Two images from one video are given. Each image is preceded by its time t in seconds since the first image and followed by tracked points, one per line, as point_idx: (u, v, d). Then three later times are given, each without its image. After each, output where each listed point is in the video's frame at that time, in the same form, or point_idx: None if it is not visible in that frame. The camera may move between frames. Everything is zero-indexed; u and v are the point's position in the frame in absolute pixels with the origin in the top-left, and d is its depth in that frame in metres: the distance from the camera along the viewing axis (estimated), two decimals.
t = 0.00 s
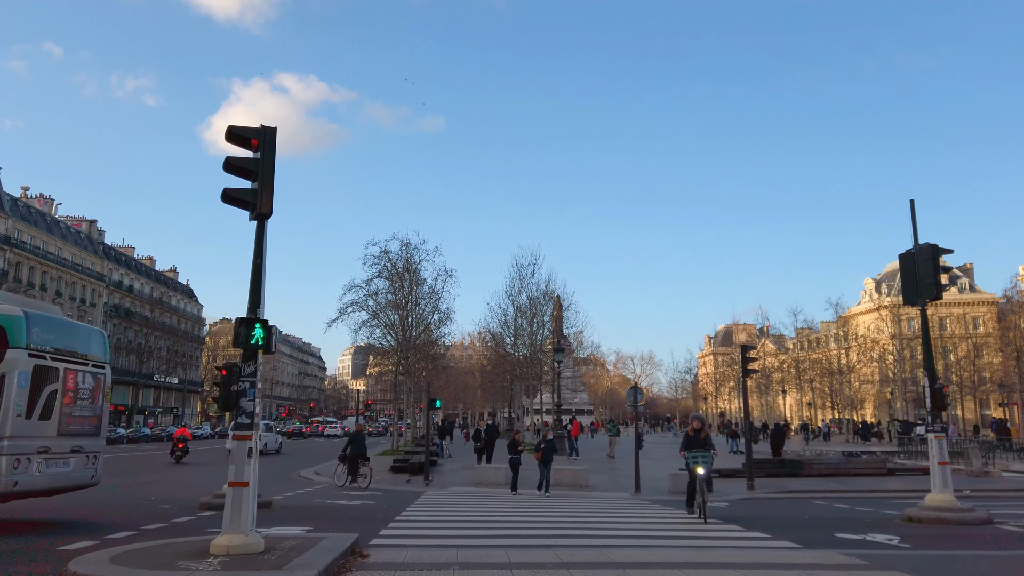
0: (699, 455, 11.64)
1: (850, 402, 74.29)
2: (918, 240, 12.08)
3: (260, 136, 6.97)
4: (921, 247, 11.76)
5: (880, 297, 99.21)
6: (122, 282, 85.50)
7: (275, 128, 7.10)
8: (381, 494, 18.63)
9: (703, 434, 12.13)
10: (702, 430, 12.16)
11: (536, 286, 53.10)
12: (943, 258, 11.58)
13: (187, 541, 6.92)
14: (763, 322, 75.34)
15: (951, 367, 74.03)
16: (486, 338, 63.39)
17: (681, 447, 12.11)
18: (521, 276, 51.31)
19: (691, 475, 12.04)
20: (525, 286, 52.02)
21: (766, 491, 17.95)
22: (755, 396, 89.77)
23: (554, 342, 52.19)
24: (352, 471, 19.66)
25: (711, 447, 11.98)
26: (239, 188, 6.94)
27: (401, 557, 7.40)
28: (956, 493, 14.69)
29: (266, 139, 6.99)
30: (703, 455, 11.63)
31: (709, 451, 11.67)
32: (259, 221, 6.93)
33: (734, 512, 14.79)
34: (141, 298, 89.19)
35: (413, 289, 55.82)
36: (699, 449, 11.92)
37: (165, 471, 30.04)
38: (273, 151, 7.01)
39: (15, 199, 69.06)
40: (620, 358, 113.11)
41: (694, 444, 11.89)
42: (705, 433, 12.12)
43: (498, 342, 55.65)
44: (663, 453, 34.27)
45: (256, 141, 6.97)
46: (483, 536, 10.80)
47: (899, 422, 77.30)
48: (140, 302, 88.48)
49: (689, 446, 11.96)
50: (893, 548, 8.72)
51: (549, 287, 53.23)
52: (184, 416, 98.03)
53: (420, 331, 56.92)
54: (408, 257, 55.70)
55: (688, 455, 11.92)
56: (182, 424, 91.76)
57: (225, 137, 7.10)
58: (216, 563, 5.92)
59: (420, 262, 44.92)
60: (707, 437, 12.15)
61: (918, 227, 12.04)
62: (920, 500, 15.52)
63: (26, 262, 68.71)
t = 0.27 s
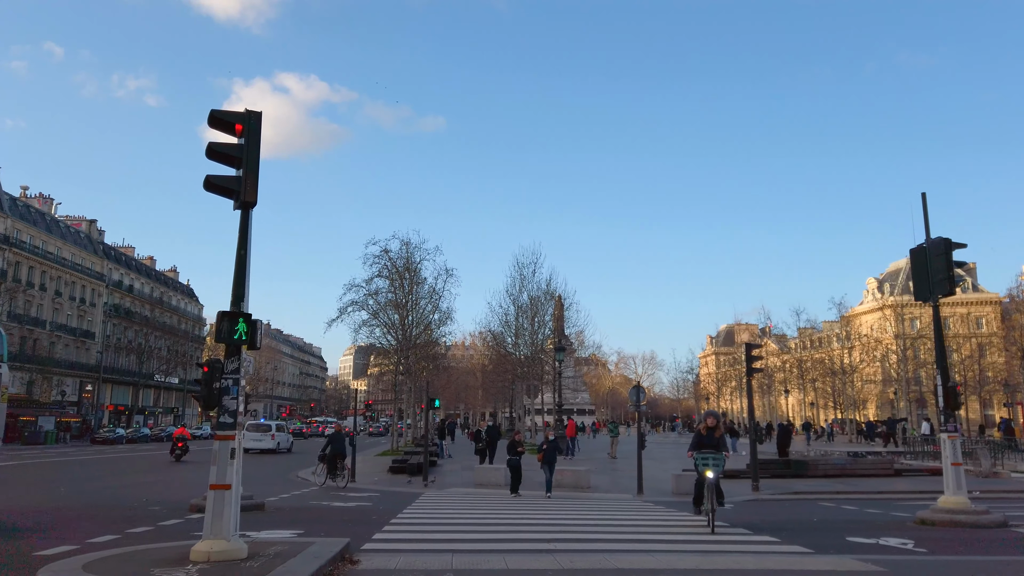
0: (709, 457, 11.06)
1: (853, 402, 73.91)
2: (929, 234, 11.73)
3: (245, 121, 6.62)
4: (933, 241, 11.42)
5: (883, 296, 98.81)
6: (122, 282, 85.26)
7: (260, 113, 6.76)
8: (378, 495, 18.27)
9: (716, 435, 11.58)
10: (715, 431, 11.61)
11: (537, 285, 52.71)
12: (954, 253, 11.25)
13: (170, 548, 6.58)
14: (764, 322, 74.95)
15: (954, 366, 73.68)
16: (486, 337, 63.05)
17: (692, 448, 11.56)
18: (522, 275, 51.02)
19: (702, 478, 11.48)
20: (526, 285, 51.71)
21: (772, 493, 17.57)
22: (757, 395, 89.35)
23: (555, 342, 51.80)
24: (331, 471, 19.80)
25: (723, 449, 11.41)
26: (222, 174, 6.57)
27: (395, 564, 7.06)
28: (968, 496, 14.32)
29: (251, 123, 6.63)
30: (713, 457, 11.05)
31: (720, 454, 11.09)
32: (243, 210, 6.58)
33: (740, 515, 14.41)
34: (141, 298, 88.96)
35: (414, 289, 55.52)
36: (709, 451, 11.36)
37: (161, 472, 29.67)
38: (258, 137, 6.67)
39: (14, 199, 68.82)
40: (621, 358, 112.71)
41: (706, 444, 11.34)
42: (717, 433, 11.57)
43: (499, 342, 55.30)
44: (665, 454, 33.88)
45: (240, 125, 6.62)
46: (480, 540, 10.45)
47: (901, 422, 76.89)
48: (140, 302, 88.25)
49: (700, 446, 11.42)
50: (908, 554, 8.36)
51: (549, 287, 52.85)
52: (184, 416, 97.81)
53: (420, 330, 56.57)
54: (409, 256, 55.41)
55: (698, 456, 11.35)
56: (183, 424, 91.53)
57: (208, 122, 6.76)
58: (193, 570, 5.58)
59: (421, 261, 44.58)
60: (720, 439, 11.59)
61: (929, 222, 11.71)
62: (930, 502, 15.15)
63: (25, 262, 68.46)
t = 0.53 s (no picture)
0: (728, 460, 8.87)
1: (854, 402, 73.60)
2: (941, 228, 11.37)
3: (223, 104, 6.24)
4: (945, 236, 11.02)
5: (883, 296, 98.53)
6: (119, 282, 84.82)
7: (241, 95, 6.38)
8: (374, 497, 17.86)
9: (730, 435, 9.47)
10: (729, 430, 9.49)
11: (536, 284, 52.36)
12: (967, 248, 10.86)
13: (145, 561, 6.20)
14: (764, 321, 74.65)
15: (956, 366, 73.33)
16: (486, 337, 62.73)
17: (701, 448, 9.44)
18: (521, 274, 50.68)
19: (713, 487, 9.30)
20: (526, 284, 51.35)
21: (775, 495, 17.23)
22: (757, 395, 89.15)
23: (555, 342, 51.44)
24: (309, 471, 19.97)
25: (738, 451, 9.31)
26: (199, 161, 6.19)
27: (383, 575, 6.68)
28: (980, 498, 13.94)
29: (230, 107, 6.27)
30: (734, 460, 8.85)
31: (741, 456, 8.91)
32: (222, 199, 6.20)
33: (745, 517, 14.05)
34: (139, 297, 88.52)
35: (413, 289, 55.13)
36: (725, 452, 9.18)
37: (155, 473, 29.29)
38: (237, 121, 6.28)
39: (10, 199, 68.43)
40: (621, 358, 112.40)
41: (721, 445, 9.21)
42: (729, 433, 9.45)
43: (498, 342, 54.98)
44: (666, 454, 33.53)
45: (218, 108, 6.24)
46: (476, 547, 10.07)
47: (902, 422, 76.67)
48: (138, 302, 87.84)
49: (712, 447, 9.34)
50: (926, 562, 7.96)
51: (549, 286, 52.49)
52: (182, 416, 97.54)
53: (419, 329, 56.22)
54: (407, 255, 55.04)
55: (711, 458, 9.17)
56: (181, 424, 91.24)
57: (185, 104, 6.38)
58: None
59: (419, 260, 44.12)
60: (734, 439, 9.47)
61: (941, 216, 11.32)
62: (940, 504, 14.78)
63: (21, 261, 68.07)
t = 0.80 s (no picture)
0: (766, 465, 7.67)
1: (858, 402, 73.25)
2: (957, 222, 10.99)
3: (207, 86, 5.86)
4: (962, 231, 10.65)
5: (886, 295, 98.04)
6: (119, 281, 84.52)
7: (225, 78, 6.02)
8: (373, 499, 17.50)
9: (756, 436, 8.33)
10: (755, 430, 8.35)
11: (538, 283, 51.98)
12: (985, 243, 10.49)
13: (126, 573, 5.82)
14: (767, 320, 74.31)
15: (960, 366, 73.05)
16: (487, 337, 62.38)
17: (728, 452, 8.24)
18: (523, 274, 50.40)
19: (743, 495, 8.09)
20: (527, 283, 51.05)
21: (783, 498, 16.84)
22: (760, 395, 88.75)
23: (557, 341, 51.07)
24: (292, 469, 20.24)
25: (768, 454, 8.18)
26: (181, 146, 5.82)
27: None
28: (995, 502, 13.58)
29: (214, 90, 5.90)
30: (771, 464, 7.66)
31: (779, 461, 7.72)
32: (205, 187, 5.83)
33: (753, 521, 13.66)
34: (139, 297, 88.22)
35: (414, 288, 54.78)
36: (757, 456, 8.00)
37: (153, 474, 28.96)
38: (222, 104, 5.91)
39: (10, 198, 68.12)
40: (623, 358, 112.00)
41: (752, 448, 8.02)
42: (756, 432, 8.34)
43: (499, 341, 54.62)
44: (670, 455, 33.14)
45: (201, 92, 5.88)
46: (476, 555, 9.70)
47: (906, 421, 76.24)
48: (139, 302, 87.54)
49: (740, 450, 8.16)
50: (950, 571, 7.58)
51: (551, 284, 52.11)
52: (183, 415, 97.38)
53: (420, 328, 55.86)
54: (408, 254, 54.72)
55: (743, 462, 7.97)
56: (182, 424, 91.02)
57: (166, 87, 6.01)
58: None
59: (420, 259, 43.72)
60: (759, 440, 8.37)
61: (958, 210, 10.96)
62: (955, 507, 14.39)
63: (20, 261, 67.78)
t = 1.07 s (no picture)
0: (809, 466, 5.96)
1: (862, 402, 72.91)
2: (978, 216, 10.62)
3: (192, 64, 5.52)
4: (983, 224, 10.28)
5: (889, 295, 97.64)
6: (120, 280, 84.20)
7: (210, 56, 5.64)
8: (373, 501, 17.13)
9: (793, 430, 6.66)
10: (792, 424, 6.68)
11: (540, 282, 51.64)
12: (1007, 237, 10.10)
13: None
14: (771, 320, 74.01)
15: (965, 366, 72.80)
16: (489, 336, 62.07)
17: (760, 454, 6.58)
18: (524, 273, 50.15)
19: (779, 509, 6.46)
20: (529, 283, 50.78)
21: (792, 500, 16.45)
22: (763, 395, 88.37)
23: (559, 340, 50.75)
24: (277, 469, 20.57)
25: (814, 453, 6.40)
26: (164, 128, 5.46)
27: None
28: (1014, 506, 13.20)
29: (200, 66, 5.54)
30: (818, 464, 5.93)
31: (828, 459, 5.97)
32: (190, 171, 5.47)
33: (764, 524, 13.27)
34: (139, 296, 87.90)
35: (415, 287, 54.46)
36: (800, 455, 6.25)
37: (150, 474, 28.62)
38: (208, 83, 5.55)
39: (9, 196, 67.79)
40: (624, 358, 111.62)
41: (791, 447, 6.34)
42: (796, 427, 6.60)
43: (501, 341, 54.29)
44: (673, 456, 32.79)
45: (186, 70, 5.53)
46: (479, 560, 9.33)
47: (910, 422, 75.84)
48: (138, 301, 87.19)
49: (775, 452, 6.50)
50: None
51: (553, 284, 51.77)
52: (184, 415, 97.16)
53: (421, 328, 55.50)
54: (409, 252, 54.42)
55: (782, 464, 6.22)
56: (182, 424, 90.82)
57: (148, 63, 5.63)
58: None
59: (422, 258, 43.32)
60: (802, 435, 6.62)
61: (977, 203, 10.61)
62: (971, 511, 13.99)
63: (20, 259, 67.45)
